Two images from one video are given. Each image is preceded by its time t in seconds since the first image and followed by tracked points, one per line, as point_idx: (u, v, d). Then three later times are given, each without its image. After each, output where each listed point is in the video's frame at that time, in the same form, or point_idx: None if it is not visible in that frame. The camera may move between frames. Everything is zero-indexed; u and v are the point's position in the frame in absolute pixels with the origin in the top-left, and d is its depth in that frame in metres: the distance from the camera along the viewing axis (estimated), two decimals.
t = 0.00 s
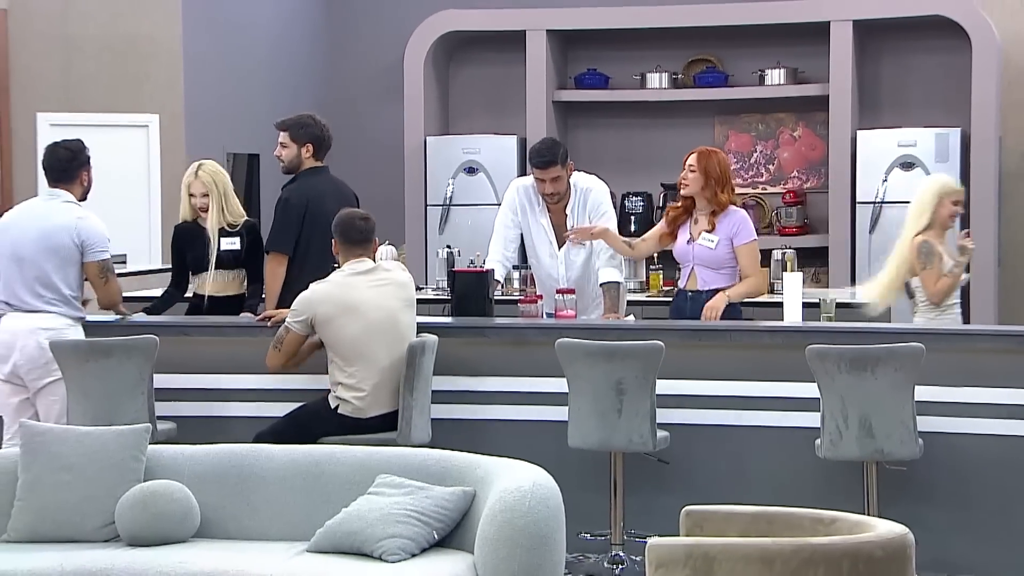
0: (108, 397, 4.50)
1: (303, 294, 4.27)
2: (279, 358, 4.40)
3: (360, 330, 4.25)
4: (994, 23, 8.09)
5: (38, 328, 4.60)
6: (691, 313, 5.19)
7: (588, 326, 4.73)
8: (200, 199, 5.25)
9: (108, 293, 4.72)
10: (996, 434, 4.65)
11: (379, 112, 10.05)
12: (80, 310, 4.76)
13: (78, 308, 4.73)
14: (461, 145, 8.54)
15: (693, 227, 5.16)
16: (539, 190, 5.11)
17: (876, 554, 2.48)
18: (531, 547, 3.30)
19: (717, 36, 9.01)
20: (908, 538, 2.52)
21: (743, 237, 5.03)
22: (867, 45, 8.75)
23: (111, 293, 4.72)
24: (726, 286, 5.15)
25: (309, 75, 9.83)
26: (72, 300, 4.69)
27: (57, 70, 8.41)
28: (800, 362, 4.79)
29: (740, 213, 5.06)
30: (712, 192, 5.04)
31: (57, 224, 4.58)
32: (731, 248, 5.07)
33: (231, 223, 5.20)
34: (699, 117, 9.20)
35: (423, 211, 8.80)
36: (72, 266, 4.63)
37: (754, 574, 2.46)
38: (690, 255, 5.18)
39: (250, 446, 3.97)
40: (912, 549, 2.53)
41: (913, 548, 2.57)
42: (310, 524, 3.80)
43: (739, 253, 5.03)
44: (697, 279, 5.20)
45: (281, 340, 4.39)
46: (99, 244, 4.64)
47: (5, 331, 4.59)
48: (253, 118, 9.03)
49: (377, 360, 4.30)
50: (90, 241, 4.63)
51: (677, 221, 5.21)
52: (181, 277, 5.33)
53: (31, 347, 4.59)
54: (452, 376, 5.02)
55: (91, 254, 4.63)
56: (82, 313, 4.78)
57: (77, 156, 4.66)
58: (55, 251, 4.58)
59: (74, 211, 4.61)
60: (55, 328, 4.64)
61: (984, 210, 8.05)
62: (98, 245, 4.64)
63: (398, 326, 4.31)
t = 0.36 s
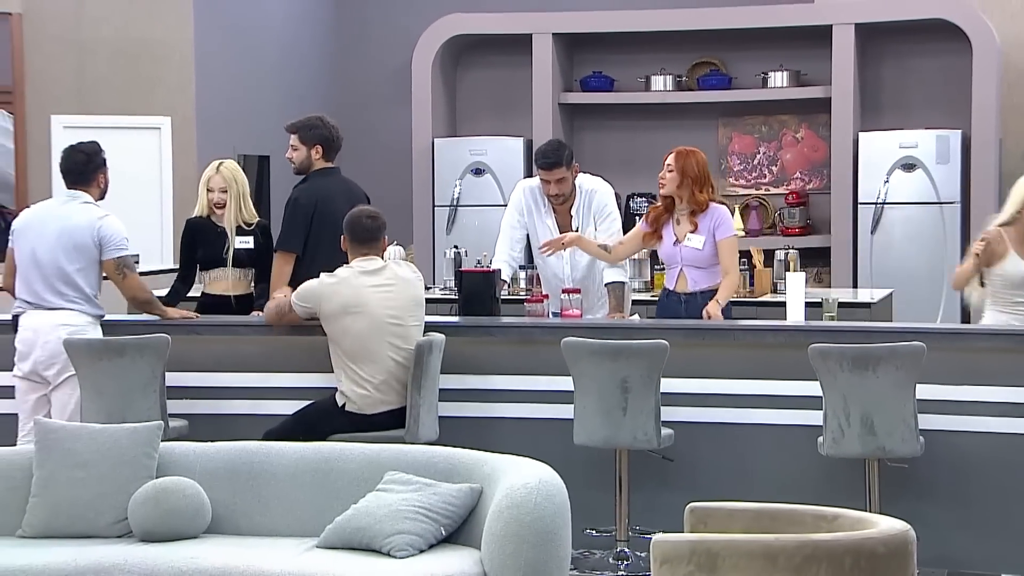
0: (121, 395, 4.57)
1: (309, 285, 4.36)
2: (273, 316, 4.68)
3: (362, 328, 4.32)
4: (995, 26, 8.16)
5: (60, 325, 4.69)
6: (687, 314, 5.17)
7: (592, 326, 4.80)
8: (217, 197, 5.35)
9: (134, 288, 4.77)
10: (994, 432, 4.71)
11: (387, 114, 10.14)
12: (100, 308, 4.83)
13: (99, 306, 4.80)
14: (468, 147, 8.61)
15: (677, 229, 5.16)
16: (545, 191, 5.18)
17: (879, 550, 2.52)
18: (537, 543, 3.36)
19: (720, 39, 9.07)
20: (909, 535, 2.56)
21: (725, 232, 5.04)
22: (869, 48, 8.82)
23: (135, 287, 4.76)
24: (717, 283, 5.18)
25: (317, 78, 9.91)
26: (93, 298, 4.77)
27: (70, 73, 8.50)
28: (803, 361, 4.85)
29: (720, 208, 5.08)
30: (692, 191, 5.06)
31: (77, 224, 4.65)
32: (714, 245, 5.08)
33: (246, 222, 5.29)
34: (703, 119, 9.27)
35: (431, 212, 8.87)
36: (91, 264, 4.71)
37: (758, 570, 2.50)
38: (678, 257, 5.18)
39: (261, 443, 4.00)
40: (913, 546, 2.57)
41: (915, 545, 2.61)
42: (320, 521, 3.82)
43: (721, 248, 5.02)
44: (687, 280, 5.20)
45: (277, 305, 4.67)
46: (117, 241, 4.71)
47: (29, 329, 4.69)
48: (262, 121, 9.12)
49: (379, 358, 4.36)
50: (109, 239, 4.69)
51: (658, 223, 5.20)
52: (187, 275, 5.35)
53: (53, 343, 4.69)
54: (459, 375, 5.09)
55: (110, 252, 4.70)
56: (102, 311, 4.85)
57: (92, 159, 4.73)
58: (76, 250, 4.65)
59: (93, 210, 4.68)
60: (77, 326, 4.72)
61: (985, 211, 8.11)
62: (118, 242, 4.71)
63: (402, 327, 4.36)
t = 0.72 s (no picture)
0: (144, 394, 4.59)
1: (330, 285, 4.37)
2: (295, 315, 4.73)
3: (382, 329, 4.32)
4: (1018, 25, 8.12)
5: (86, 323, 4.71)
6: (707, 316, 5.16)
7: (613, 326, 4.80)
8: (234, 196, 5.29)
9: (169, 283, 4.78)
10: (1018, 433, 4.69)
11: (408, 114, 10.17)
12: (125, 308, 4.85)
13: (124, 308, 4.84)
14: (489, 147, 8.61)
15: (684, 241, 5.08)
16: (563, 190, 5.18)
17: (902, 551, 2.48)
18: (559, 543, 3.36)
19: (741, 39, 9.06)
20: (933, 536, 2.53)
21: (726, 229, 4.98)
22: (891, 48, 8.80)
23: (171, 284, 4.79)
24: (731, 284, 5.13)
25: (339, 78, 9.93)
26: (121, 298, 4.80)
27: (94, 72, 8.54)
28: (825, 361, 4.84)
29: (718, 208, 5.02)
30: (689, 199, 4.98)
31: (117, 225, 4.70)
32: (719, 247, 5.02)
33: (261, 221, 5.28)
34: (723, 119, 9.26)
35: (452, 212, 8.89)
36: (126, 265, 4.75)
37: (780, 571, 2.47)
38: (690, 268, 5.12)
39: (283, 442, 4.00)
40: (937, 547, 2.53)
41: (938, 546, 2.57)
42: (341, 520, 3.82)
43: (728, 250, 4.96)
44: (703, 287, 5.16)
45: (301, 305, 4.70)
46: (155, 241, 4.74)
47: (54, 324, 4.71)
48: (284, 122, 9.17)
49: (399, 359, 4.36)
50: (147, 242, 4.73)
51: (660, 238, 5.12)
52: (207, 274, 5.34)
53: (77, 341, 4.70)
54: (480, 374, 5.09)
55: (147, 249, 4.72)
56: (127, 313, 4.87)
57: (137, 168, 4.79)
58: (114, 251, 4.70)
59: (134, 213, 4.74)
60: (101, 326, 4.74)
61: (1009, 211, 8.07)
62: (156, 243, 4.73)
63: (422, 327, 4.36)
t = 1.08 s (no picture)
0: (166, 393, 4.60)
1: (355, 284, 4.38)
2: (319, 316, 4.74)
3: (407, 329, 4.33)
4: None
5: (110, 322, 4.72)
6: (726, 316, 5.16)
7: (634, 326, 4.79)
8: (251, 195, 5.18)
9: (184, 286, 4.76)
10: None
11: (427, 114, 10.22)
12: (149, 309, 4.87)
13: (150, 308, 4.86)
14: (509, 147, 8.61)
15: (697, 247, 5.06)
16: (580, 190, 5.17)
17: (924, 552, 2.45)
18: (580, 543, 3.35)
19: (761, 39, 9.05)
20: (955, 537, 2.50)
21: (737, 228, 4.94)
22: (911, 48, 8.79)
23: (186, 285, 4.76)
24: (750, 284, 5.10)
25: (358, 77, 9.96)
26: (145, 299, 4.82)
27: (117, 72, 8.55)
28: (845, 361, 4.83)
29: (727, 208, 4.98)
30: (694, 206, 4.95)
31: (142, 226, 4.72)
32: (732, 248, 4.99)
33: (278, 220, 5.17)
34: (743, 119, 9.25)
35: (473, 212, 8.91)
36: (150, 266, 4.77)
37: (801, 572, 2.45)
38: (708, 272, 5.12)
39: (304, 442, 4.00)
40: (960, 549, 2.50)
41: (961, 547, 2.54)
42: (361, 520, 3.81)
43: (739, 250, 4.92)
44: (723, 288, 5.15)
45: (326, 305, 4.70)
46: (178, 243, 4.76)
47: (78, 323, 4.73)
48: (304, 122, 9.23)
49: (423, 359, 4.36)
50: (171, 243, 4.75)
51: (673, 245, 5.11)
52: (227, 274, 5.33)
53: (101, 341, 4.72)
54: (501, 374, 5.10)
55: (168, 249, 4.74)
56: (150, 313, 4.89)
57: (160, 171, 4.78)
58: (138, 251, 4.72)
59: (159, 215, 4.76)
60: (125, 325, 4.76)
61: None
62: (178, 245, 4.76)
63: (446, 327, 4.37)
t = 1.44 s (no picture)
0: (181, 393, 4.61)
1: (373, 284, 4.39)
2: (335, 315, 4.73)
3: (424, 328, 4.33)
4: None
5: (125, 323, 4.73)
6: (742, 315, 5.17)
7: (650, 326, 4.79)
8: (266, 196, 5.18)
9: (203, 284, 4.81)
10: None
11: (442, 114, 10.25)
12: (165, 309, 4.88)
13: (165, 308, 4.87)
14: (524, 147, 8.62)
15: (713, 247, 5.06)
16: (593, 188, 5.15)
17: (941, 553, 2.44)
18: (596, 543, 3.35)
19: (776, 39, 9.04)
20: (973, 538, 2.49)
21: (753, 229, 4.94)
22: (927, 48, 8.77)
23: (205, 284, 4.81)
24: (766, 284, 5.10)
25: (373, 78, 9.99)
26: (160, 299, 4.83)
27: (134, 72, 8.59)
28: (862, 361, 4.83)
29: (743, 208, 4.98)
30: (710, 206, 4.95)
31: (153, 225, 4.73)
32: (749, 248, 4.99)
33: (294, 220, 5.16)
34: (758, 119, 9.24)
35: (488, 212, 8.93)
36: (163, 265, 4.78)
37: (818, 572, 2.44)
38: (724, 273, 5.12)
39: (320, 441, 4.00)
40: (978, 549, 2.49)
41: (979, 548, 2.53)
42: (377, 520, 3.81)
43: (756, 249, 4.92)
44: (739, 289, 5.15)
45: (344, 304, 4.69)
46: (190, 241, 4.76)
47: (94, 323, 4.75)
48: (319, 123, 9.26)
49: (440, 359, 4.36)
50: (183, 241, 4.75)
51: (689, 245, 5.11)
52: (243, 274, 5.33)
53: (117, 341, 4.73)
54: (517, 374, 5.10)
55: (181, 247, 4.75)
56: (166, 313, 4.90)
57: (169, 165, 4.80)
58: (151, 250, 4.74)
59: (169, 213, 4.76)
60: (140, 325, 4.77)
61: None
62: (191, 242, 4.76)
63: (463, 327, 4.37)
